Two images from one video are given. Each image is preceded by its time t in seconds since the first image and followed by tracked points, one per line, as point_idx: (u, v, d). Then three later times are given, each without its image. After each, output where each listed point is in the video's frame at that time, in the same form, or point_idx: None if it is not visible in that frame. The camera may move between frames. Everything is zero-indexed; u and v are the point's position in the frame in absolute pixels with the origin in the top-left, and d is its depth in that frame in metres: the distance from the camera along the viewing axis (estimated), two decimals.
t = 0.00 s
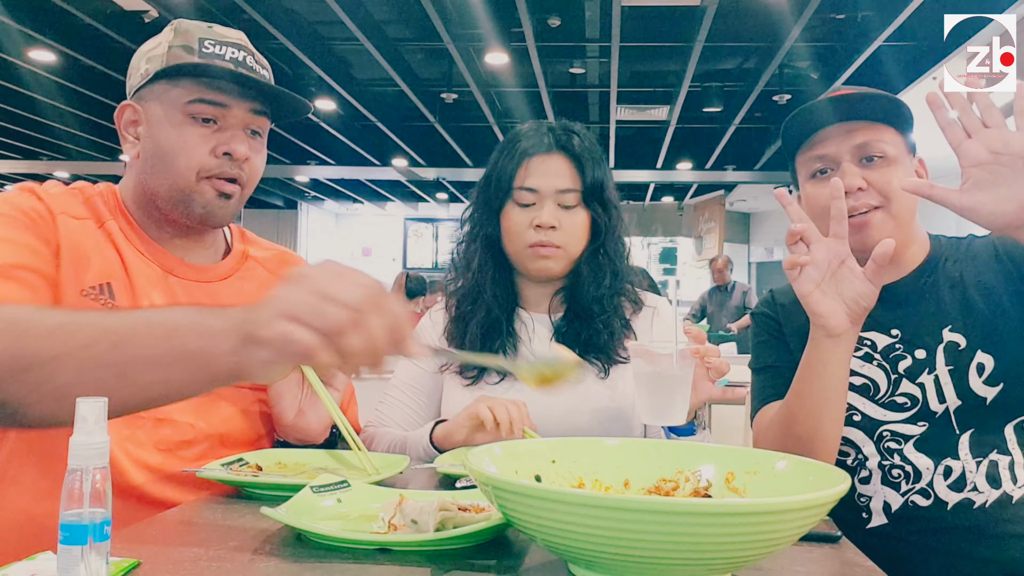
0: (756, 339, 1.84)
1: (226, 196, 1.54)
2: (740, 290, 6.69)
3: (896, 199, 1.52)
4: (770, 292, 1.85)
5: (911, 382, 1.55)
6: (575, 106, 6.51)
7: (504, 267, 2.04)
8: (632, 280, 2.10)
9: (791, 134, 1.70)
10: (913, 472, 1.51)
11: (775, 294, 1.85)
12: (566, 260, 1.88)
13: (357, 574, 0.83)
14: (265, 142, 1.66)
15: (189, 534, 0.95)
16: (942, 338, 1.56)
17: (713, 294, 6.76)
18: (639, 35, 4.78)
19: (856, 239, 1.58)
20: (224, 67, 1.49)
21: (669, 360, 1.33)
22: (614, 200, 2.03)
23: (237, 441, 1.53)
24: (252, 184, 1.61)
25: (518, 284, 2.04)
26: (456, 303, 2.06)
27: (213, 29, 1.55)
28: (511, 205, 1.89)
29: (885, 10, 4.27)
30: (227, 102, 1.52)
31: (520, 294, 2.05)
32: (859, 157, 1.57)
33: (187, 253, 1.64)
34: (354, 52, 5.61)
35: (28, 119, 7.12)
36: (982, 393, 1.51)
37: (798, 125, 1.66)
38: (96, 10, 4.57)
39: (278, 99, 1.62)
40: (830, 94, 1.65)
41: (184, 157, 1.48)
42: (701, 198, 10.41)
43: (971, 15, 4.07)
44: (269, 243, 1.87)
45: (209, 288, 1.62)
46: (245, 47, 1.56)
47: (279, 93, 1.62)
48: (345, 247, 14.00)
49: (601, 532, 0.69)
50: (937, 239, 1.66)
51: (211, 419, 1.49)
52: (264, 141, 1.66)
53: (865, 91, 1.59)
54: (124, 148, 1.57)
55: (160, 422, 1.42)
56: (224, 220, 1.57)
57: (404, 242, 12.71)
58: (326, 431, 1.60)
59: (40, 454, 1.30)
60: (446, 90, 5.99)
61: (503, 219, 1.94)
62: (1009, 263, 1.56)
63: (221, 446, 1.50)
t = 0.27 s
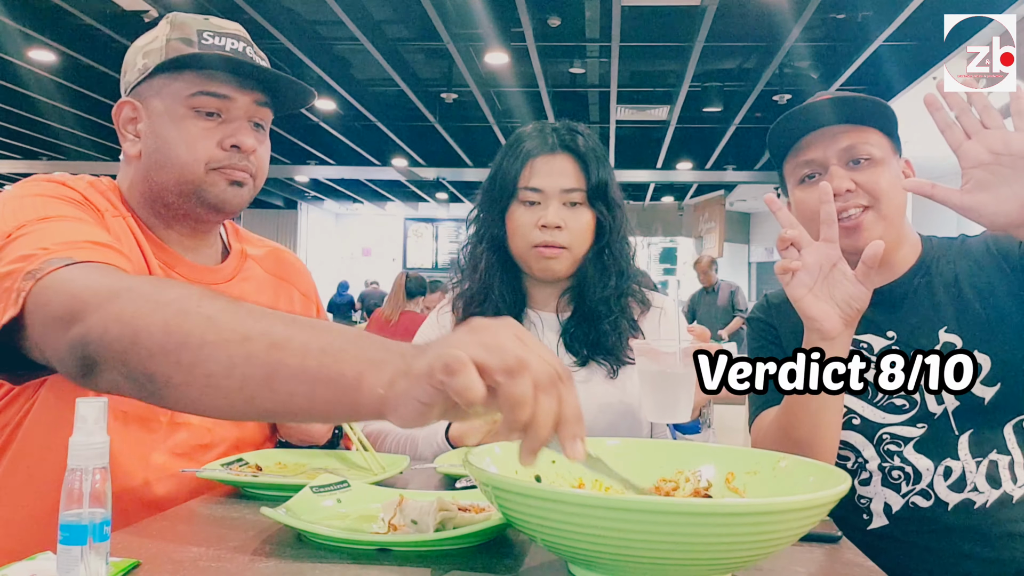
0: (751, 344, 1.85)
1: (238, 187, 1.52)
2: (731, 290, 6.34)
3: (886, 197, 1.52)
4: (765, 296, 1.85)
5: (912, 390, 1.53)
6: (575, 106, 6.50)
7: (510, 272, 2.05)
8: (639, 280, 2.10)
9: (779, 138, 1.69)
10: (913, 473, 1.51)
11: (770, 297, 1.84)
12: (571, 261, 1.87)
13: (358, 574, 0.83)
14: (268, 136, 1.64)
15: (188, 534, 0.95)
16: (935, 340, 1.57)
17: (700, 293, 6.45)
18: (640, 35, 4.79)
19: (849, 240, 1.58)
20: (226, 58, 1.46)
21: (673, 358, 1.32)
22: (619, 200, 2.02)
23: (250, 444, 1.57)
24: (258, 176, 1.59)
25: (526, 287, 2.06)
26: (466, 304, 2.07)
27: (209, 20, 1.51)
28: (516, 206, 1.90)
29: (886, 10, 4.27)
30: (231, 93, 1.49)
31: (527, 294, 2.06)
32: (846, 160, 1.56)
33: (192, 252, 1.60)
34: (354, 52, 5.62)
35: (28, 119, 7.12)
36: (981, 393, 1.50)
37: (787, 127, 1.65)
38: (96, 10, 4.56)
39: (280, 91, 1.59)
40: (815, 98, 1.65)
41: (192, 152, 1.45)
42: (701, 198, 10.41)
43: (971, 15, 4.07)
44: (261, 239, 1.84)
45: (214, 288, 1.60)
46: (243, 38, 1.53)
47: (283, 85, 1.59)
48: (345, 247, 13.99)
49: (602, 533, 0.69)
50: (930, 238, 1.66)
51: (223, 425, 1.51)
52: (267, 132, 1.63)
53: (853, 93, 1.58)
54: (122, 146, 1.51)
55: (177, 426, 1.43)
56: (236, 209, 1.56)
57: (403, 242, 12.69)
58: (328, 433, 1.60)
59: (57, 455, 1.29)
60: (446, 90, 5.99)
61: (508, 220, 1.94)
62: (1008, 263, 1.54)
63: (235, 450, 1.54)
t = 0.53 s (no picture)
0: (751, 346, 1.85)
1: (247, 190, 1.52)
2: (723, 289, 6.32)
3: (880, 201, 1.52)
4: (765, 297, 1.85)
5: (911, 390, 1.53)
6: (575, 106, 6.50)
7: (523, 270, 2.05)
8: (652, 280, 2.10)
9: (774, 144, 1.70)
10: (912, 474, 1.51)
11: (770, 298, 1.85)
12: (586, 256, 1.88)
13: (358, 574, 0.83)
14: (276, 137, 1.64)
15: (188, 534, 0.95)
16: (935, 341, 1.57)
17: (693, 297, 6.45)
18: (640, 35, 4.79)
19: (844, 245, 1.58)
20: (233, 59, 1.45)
21: (680, 360, 1.33)
22: (630, 199, 2.03)
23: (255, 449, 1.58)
24: (268, 177, 1.59)
25: (539, 283, 2.05)
26: (474, 302, 2.06)
27: (213, 22, 1.50)
28: (527, 203, 1.92)
29: (885, 10, 4.27)
30: (239, 95, 1.49)
31: (541, 293, 2.05)
32: (839, 165, 1.57)
33: (200, 256, 1.60)
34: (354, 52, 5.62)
35: (28, 119, 7.12)
36: (980, 395, 1.51)
37: (781, 132, 1.65)
38: (95, 10, 4.56)
39: (287, 91, 1.59)
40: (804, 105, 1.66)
41: (201, 157, 1.45)
42: (700, 198, 10.41)
43: (971, 15, 4.06)
44: (268, 240, 1.84)
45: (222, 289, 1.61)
46: (249, 39, 1.53)
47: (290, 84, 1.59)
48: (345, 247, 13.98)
49: (602, 533, 0.69)
50: (929, 239, 1.66)
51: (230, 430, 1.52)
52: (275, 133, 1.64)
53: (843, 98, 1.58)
54: (130, 153, 1.50)
55: (186, 433, 1.44)
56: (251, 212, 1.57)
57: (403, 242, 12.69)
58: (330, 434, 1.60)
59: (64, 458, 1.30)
60: (446, 90, 5.99)
61: (520, 217, 1.96)
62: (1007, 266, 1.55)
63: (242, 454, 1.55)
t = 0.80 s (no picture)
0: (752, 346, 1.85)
1: (251, 191, 1.52)
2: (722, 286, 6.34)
3: (883, 203, 1.53)
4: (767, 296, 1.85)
5: (911, 390, 1.53)
6: (575, 106, 6.50)
7: (535, 271, 2.05)
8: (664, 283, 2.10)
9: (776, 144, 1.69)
10: (912, 475, 1.51)
11: (772, 298, 1.85)
12: (597, 257, 1.87)
13: (357, 574, 0.83)
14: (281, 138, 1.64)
15: (188, 534, 0.95)
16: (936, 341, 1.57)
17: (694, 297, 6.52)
18: (639, 35, 4.79)
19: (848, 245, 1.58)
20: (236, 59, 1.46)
21: (687, 361, 1.35)
22: (641, 199, 2.02)
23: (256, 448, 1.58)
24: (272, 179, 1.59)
25: (551, 284, 2.04)
26: (486, 301, 2.07)
27: (217, 22, 1.51)
28: (537, 203, 1.92)
29: (885, 10, 4.27)
30: (243, 95, 1.49)
31: (553, 294, 2.05)
32: (843, 166, 1.57)
33: (205, 258, 1.61)
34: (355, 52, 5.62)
35: (28, 119, 7.12)
36: (980, 398, 1.50)
37: (786, 132, 1.64)
38: (96, 10, 4.57)
39: (292, 91, 1.60)
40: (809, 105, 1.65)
41: (204, 156, 1.44)
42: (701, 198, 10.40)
43: (971, 15, 4.06)
44: (273, 241, 1.83)
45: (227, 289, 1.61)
46: (252, 39, 1.54)
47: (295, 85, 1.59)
48: (345, 247, 13.99)
49: (603, 534, 0.69)
50: (933, 240, 1.66)
51: (232, 431, 1.52)
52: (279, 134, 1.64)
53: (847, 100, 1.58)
54: (134, 154, 1.51)
55: (188, 434, 1.44)
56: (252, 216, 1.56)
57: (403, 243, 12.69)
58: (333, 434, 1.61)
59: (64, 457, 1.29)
60: (446, 90, 5.99)
61: (530, 218, 1.95)
62: (1009, 268, 1.55)
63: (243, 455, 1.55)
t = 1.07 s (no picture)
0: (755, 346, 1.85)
1: (247, 188, 1.51)
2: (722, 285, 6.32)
3: (890, 201, 1.53)
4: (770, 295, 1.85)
5: (912, 390, 1.53)
6: (575, 106, 6.50)
7: (543, 272, 2.05)
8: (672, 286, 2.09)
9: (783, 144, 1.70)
10: (914, 475, 1.51)
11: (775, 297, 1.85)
12: (603, 258, 1.88)
13: (357, 574, 0.83)
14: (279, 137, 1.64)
15: (188, 535, 0.96)
16: (938, 341, 1.57)
17: (697, 296, 6.53)
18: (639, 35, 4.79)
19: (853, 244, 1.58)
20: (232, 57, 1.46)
21: (689, 364, 1.36)
22: (650, 200, 2.02)
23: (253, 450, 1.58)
24: (269, 177, 1.57)
25: (558, 285, 2.05)
26: (495, 303, 2.08)
27: (214, 22, 1.52)
28: (544, 204, 1.92)
29: (885, 10, 4.27)
30: (239, 93, 1.49)
31: (560, 294, 2.05)
32: (849, 165, 1.56)
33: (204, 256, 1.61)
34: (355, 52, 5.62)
35: (28, 119, 7.12)
36: (983, 399, 1.49)
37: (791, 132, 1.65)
38: (96, 10, 4.57)
39: (289, 90, 1.59)
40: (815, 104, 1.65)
41: (199, 154, 1.44)
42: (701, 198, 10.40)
43: (971, 15, 4.06)
44: (275, 242, 1.83)
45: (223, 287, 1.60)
46: (249, 39, 1.54)
47: (292, 84, 1.59)
48: (345, 247, 13.99)
49: (602, 533, 0.69)
50: (936, 240, 1.66)
51: (227, 430, 1.52)
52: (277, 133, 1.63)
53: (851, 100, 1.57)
54: (133, 154, 1.52)
55: (183, 432, 1.43)
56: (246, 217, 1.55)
57: (403, 243, 12.69)
58: (333, 433, 1.62)
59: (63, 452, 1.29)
60: (446, 90, 5.99)
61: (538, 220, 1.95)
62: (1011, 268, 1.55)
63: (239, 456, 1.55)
